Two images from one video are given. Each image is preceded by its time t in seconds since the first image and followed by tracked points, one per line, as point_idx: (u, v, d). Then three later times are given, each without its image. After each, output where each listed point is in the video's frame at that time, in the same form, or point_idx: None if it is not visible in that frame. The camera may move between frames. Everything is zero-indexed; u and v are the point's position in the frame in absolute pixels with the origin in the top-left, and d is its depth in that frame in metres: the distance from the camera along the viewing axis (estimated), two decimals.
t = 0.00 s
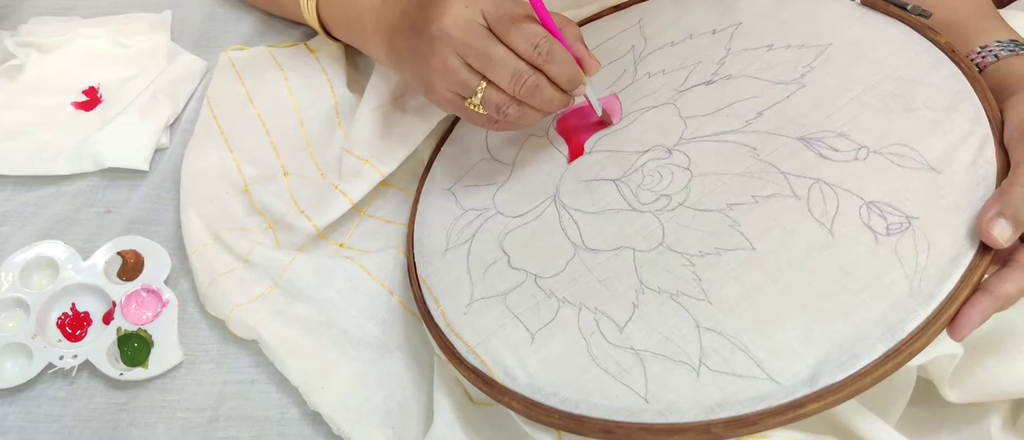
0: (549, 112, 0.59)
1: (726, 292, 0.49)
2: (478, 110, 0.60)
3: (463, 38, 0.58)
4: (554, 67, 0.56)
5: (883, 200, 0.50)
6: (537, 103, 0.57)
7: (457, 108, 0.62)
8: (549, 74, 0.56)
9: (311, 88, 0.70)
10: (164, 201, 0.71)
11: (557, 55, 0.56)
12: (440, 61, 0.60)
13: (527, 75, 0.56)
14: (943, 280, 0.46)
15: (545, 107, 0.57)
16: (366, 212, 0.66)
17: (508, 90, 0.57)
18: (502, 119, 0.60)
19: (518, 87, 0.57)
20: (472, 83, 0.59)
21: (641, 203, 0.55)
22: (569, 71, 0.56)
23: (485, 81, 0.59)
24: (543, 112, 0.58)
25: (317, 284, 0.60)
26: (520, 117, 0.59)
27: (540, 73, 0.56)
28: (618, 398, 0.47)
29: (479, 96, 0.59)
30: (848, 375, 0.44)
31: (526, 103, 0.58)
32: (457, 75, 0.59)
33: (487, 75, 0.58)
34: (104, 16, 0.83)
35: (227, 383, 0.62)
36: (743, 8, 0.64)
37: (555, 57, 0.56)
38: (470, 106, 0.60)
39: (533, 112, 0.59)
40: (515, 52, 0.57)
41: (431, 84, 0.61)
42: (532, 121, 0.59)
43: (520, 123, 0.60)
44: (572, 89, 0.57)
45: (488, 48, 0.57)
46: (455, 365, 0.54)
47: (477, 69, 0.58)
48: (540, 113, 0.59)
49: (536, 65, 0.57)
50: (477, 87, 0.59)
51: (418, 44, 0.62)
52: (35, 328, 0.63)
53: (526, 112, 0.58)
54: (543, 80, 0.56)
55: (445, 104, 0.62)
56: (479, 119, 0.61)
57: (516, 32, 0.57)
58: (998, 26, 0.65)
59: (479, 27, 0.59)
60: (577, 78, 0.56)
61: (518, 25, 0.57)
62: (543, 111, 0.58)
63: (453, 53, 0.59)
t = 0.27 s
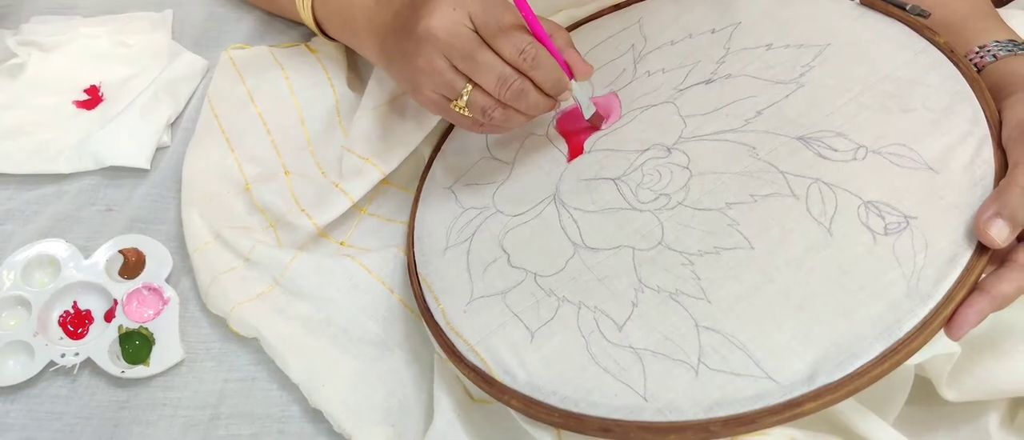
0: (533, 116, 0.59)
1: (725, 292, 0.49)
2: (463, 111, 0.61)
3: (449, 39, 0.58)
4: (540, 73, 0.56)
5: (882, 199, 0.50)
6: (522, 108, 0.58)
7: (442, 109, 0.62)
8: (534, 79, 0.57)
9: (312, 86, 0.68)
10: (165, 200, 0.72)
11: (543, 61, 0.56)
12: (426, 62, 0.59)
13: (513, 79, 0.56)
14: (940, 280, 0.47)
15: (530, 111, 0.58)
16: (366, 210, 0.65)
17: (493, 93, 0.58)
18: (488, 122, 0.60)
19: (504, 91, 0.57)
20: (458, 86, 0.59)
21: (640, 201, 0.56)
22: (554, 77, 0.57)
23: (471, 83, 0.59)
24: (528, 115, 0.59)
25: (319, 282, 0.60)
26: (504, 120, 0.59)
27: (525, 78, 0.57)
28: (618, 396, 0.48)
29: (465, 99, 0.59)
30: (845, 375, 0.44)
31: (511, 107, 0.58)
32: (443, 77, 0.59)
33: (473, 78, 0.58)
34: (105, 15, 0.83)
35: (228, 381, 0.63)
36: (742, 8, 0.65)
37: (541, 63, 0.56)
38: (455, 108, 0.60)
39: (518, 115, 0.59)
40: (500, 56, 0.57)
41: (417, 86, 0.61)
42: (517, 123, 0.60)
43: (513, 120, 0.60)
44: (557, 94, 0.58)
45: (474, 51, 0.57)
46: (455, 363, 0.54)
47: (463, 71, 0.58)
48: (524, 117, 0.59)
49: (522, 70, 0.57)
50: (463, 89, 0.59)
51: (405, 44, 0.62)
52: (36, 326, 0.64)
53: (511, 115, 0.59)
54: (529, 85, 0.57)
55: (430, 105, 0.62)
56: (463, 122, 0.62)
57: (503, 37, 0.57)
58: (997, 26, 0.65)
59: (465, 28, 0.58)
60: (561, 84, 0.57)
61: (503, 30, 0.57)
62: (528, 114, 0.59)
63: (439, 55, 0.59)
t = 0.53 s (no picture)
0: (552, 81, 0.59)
1: (727, 296, 0.50)
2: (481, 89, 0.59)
3: (459, 16, 0.56)
4: (553, 31, 0.56)
5: (883, 205, 0.50)
6: (541, 73, 0.57)
7: (459, 90, 0.60)
8: (548, 40, 0.57)
9: (316, 91, 0.68)
10: (170, 203, 0.72)
11: (554, 19, 0.56)
12: (438, 43, 0.58)
13: (530, 43, 0.56)
14: (942, 285, 0.47)
15: (549, 73, 0.58)
16: (370, 214, 0.65)
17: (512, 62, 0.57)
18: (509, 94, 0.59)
19: (522, 56, 0.56)
20: (475, 61, 0.57)
21: (643, 205, 0.56)
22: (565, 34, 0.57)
23: (486, 56, 0.57)
24: (546, 80, 0.59)
25: (323, 286, 0.60)
26: (526, 91, 0.58)
27: (540, 39, 0.56)
28: (621, 400, 0.48)
29: (483, 74, 0.58)
30: (847, 379, 0.45)
31: (532, 73, 0.57)
32: (458, 54, 0.57)
33: (488, 50, 0.57)
34: (109, 19, 0.83)
35: (232, 384, 0.63)
36: (744, 13, 0.65)
37: (552, 22, 0.56)
38: (473, 85, 0.59)
39: (537, 83, 0.58)
40: (512, 23, 0.56)
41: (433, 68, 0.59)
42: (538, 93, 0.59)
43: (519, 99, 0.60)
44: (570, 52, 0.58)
45: (486, 22, 0.56)
46: (458, 367, 0.54)
47: (477, 45, 0.57)
48: (543, 84, 0.59)
49: (534, 33, 0.56)
50: (479, 64, 0.57)
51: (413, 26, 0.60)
52: (42, 329, 0.64)
53: (532, 84, 0.58)
54: (545, 46, 0.56)
55: (445, 87, 0.61)
56: (481, 99, 0.61)
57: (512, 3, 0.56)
58: (998, 31, 0.66)
59: (471, 2, 0.57)
60: (574, 39, 0.57)
61: None
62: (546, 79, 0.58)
63: (450, 32, 0.57)
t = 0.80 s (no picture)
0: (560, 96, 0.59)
1: (731, 288, 0.51)
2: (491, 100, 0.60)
3: (476, 30, 0.57)
4: (568, 51, 0.57)
5: (884, 198, 0.51)
6: (552, 89, 0.57)
7: (468, 101, 0.61)
8: (561, 59, 0.57)
9: (326, 89, 0.69)
10: (182, 198, 0.73)
11: (569, 39, 0.57)
12: (453, 55, 0.58)
13: (545, 60, 0.56)
14: (941, 277, 0.48)
15: (560, 90, 0.58)
16: (379, 209, 0.66)
17: (525, 77, 0.57)
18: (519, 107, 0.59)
19: (537, 72, 0.56)
20: (489, 74, 0.58)
21: (648, 200, 0.57)
22: (577, 54, 0.58)
23: (500, 70, 0.58)
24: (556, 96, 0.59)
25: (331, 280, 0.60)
26: (535, 104, 0.58)
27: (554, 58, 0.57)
28: (627, 389, 0.49)
29: (495, 86, 0.58)
30: (850, 367, 0.46)
31: (543, 89, 0.57)
32: (472, 67, 0.58)
33: (503, 64, 0.57)
34: (121, 17, 0.84)
35: (244, 376, 0.64)
36: (747, 12, 0.66)
37: (568, 42, 0.57)
38: (484, 97, 0.59)
39: (548, 98, 0.58)
40: (529, 41, 0.57)
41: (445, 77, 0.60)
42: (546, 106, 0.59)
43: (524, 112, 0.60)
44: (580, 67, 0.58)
45: (504, 38, 0.56)
46: (467, 358, 0.55)
47: (492, 59, 0.57)
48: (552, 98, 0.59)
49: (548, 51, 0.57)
50: (493, 78, 0.58)
51: (429, 38, 0.61)
52: (57, 321, 0.65)
53: (542, 98, 0.58)
54: (558, 64, 0.57)
55: (455, 97, 0.61)
56: (489, 111, 0.61)
57: (529, 21, 0.56)
58: (996, 29, 0.67)
59: (489, 17, 0.57)
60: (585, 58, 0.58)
61: (528, 13, 0.56)
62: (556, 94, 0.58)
63: (466, 46, 0.58)
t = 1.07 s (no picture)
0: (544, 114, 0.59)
1: (732, 297, 0.51)
2: (474, 116, 0.60)
3: (462, 47, 0.58)
4: (553, 70, 0.57)
5: (885, 207, 0.51)
6: (537, 107, 0.58)
7: (452, 116, 0.61)
8: (547, 77, 0.57)
9: (327, 96, 0.68)
10: (183, 205, 0.73)
11: (556, 59, 0.57)
12: (439, 70, 0.59)
13: (531, 79, 0.56)
14: (942, 287, 0.48)
15: (544, 109, 0.58)
16: (379, 216, 0.65)
17: (510, 95, 0.57)
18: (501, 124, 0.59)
19: (522, 90, 0.56)
20: (473, 91, 0.58)
21: (649, 209, 0.57)
22: (563, 74, 0.58)
23: (485, 87, 0.58)
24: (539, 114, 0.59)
25: (332, 287, 0.60)
26: (518, 121, 0.59)
27: (539, 77, 0.57)
28: (628, 399, 0.49)
29: (479, 103, 0.58)
30: (851, 377, 0.46)
31: (527, 107, 0.58)
32: (457, 83, 0.58)
33: (488, 81, 0.57)
34: (122, 24, 0.84)
35: (245, 384, 0.64)
36: (748, 19, 0.66)
37: (554, 61, 0.57)
38: (467, 113, 0.59)
39: (531, 115, 0.59)
40: (515, 59, 0.57)
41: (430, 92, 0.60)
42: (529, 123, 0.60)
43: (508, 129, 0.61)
44: (565, 86, 0.58)
45: (490, 56, 0.57)
46: (467, 366, 0.55)
47: (477, 76, 0.58)
48: (536, 116, 0.59)
49: (535, 70, 0.57)
50: (477, 94, 0.58)
51: (417, 53, 0.61)
52: (57, 329, 0.65)
53: (525, 115, 0.58)
54: (543, 82, 0.57)
55: (438, 113, 0.61)
56: (472, 127, 0.61)
57: (517, 40, 0.57)
58: (997, 37, 0.67)
59: (477, 35, 0.58)
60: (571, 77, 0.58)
61: (516, 32, 0.57)
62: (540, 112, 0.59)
63: (452, 63, 0.58)
